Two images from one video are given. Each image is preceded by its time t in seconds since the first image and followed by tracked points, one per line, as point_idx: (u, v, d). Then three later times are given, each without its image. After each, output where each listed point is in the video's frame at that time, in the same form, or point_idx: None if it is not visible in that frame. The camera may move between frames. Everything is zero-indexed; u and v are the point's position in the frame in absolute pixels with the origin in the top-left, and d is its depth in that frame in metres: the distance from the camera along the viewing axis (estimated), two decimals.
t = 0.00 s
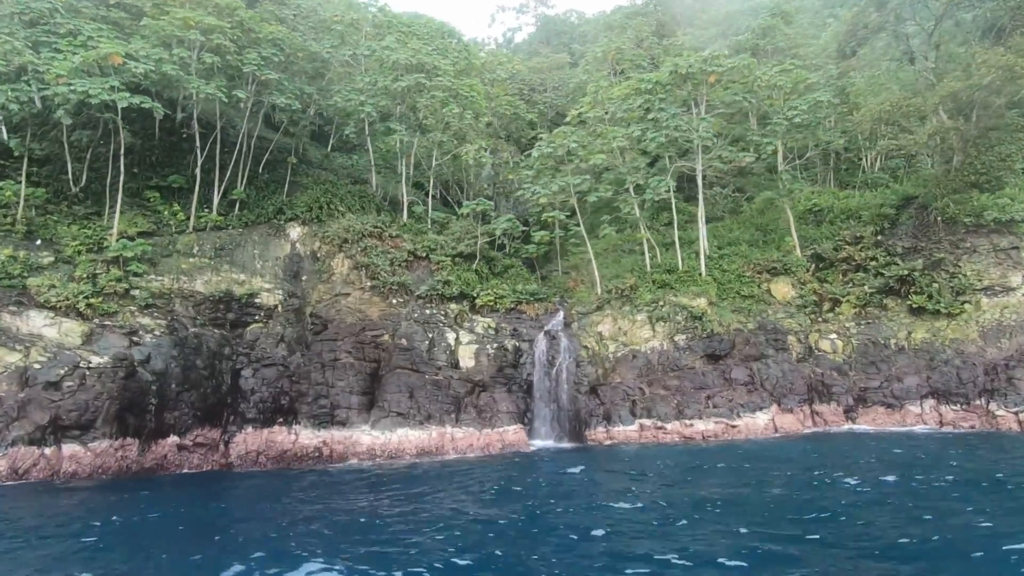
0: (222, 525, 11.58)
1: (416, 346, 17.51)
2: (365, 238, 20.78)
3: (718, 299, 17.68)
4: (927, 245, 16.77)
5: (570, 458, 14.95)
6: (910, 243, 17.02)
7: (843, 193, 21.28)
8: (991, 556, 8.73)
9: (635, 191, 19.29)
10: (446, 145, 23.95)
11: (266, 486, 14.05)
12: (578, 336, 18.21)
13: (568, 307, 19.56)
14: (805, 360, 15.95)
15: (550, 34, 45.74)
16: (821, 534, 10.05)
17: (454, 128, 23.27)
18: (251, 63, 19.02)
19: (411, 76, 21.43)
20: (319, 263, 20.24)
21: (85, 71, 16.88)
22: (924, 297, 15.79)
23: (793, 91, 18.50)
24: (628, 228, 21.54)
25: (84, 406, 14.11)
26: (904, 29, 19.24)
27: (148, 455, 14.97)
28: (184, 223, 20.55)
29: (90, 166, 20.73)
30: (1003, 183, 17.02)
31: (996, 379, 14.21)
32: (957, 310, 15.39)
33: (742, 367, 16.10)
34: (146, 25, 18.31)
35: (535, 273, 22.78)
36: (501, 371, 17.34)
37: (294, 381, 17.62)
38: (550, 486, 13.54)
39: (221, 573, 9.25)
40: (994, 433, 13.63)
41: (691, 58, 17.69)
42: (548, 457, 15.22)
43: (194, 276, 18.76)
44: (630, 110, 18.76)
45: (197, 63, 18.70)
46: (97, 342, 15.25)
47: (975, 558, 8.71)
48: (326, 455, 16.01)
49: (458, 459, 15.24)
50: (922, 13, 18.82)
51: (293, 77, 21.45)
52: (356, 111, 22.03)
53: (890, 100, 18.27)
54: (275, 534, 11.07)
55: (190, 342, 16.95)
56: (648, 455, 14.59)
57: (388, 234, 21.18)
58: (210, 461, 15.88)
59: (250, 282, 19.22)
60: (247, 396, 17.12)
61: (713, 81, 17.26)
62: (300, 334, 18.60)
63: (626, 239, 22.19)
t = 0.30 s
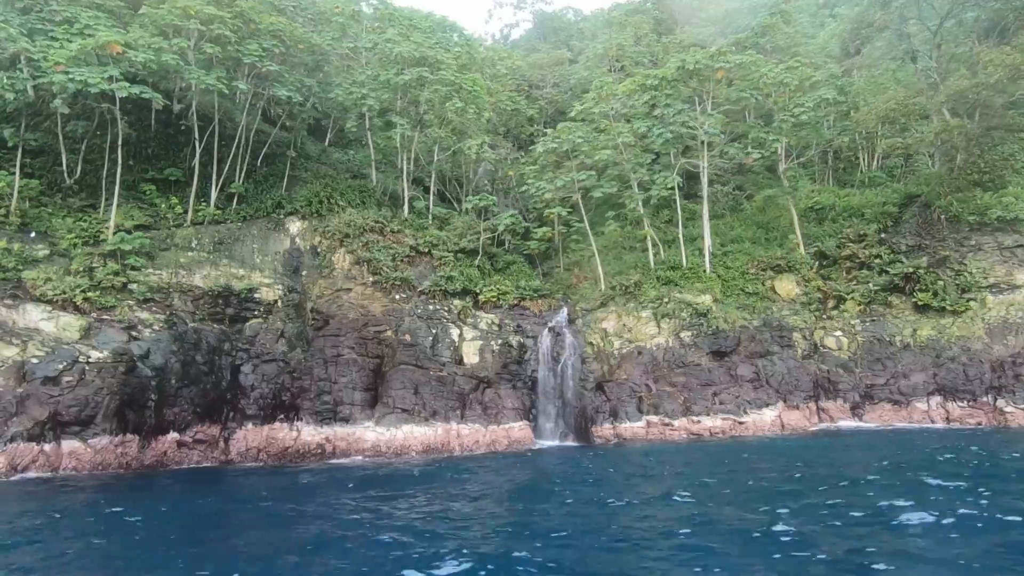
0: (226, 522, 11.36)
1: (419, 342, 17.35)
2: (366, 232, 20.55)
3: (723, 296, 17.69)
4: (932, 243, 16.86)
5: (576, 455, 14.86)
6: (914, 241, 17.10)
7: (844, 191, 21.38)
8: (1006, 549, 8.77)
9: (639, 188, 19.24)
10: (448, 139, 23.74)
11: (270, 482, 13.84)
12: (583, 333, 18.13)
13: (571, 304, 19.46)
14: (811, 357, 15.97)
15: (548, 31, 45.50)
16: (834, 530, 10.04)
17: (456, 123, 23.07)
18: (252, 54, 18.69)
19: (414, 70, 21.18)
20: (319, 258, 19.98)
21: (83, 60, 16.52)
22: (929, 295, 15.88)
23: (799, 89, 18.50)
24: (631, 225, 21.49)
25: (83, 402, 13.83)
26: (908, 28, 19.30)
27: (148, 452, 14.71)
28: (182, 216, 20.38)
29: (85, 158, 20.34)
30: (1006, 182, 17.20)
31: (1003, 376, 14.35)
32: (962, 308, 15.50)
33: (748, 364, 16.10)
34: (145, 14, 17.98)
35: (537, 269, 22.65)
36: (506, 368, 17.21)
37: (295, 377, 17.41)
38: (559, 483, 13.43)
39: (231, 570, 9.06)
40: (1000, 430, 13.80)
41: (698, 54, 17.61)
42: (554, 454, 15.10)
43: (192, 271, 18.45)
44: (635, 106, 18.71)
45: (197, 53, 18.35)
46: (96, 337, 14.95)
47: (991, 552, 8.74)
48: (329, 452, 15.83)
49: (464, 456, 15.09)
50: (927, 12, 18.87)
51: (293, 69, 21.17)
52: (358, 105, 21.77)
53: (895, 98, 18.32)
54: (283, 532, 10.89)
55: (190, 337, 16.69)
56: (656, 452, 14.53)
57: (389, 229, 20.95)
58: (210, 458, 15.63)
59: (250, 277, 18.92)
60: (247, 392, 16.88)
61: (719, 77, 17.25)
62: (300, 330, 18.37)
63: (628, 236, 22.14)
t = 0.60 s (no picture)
0: (241, 522, 11.19)
1: (430, 340, 17.22)
2: (373, 230, 20.39)
3: (733, 295, 17.64)
4: (944, 242, 16.88)
5: (590, 455, 14.76)
6: (926, 240, 17.11)
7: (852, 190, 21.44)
8: None
9: (648, 186, 19.18)
10: (454, 137, 23.61)
11: (282, 481, 13.68)
12: (594, 332, 17.98)
13: (581, 302, 19.36)
14: (823, 356, 15.94)
15: (548, 31, 45.41)
16: (858, 527, 10.01)
17: (464, 121, 22.94)
18: (259, 50, 18.52)
19: (422, 66, 21.03)
20: (325, 256, 19.80)
21: (91, 54, 16.36)
22: (943, 293, 15.89)
23: (809, 87, 18.45)
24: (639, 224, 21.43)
25: (93, 400, 13.62)
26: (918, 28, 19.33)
27: (157, 451, 14.54)
28: (187, 213, 20.18)
29: (88, 154, 20.11)
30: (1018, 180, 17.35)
31: (1019, 374, 14.43)
32: (977, 306, 15.54)
33: (760, 362, 16.06)
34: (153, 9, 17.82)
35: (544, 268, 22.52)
36: (517, 366, 17.09)
37: (303, 376, 17.26)
38: (574, 482, 13.31)
39: (251, 570, 8.91)
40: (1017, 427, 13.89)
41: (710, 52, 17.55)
42: (568, 454, 14.99)
43: (198, 268, 18.27)
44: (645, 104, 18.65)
45: (205, 49, 18.17)
46: (104, 334, 14.74)
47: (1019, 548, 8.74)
48: (339, 451, 15.69)
49: (477, 455, 14.97)
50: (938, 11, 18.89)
51: (301, 66, 21.02)
52: (366, 102, 21.62)
53: (907, 97, 18.31)
54: (300, 531, 10.74)
55: (197, 335, 16.50)
56: (671, 451, 14.44)
57: (396, 227, 20.79)
58: (218, 457, 15.53)
59: (256, 275, 18.74)
60: (255, 391, 16.71)
61: (731, 75, 17.21)
62: (308, 329, 18.21)
63: (636, 234, 22.07)
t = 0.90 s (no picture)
0: (274, 521, 11.15)
1: (455, 342, 17.13)
2: (396, 232, 20.37)
3: (761, 297, 17.37)
4: (980, 243, 16.64)
5: (619, 459, 14.57)
6: (960, 242, 16.86)
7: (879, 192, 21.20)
8: None
9: (673, 187, 19.02)
10: (476, 140, 23.59)
11: (311, 482, 13.64)
12: (620, 334, 17.69)
13: (605, 305, 19.17)
14: (856, 359, 15.66)
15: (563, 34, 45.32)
16: (905, 529, 9.78)
17: (485, 123, 22.92)
18: (286, 53, 18.64)
19: (446, 69, 21.04)
20: (348, 258, 19.78)
21: (122, 57, 16.59)
22: (980, 296, 15.64)
23: (838, 87, 18.20)
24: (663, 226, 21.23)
25: (125, 400, 13.65)
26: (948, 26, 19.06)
27: (186, 452, 14.61)
28: (213, 215, 20.34)
29: (116, 157, 20.32)
30: None
31: None
32: (1017, 308, 15.33)
33: (791, 366, 15.82)
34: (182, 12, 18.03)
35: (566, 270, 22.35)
36: (543, 369, 16.92)
37: (327, 378, 17.35)
38: (606, 485, 13.12)
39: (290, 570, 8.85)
40: None
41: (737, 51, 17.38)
42: (598, 459, 14.75)
43: (224, 270, 18.37)
44: (671, 105, 18.51)
45: (232, 52, 18.31)
46: (133, 335, 14.78)
47: None
48: (365, 454, 15.71)
49: (505, 459, 14.84)
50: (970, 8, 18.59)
51: (325, 69, 21.14)
52: (389, 105, 21.67)
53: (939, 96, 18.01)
54: (333, 531, 10.69)
55: (224, 336, 16.56)
56: (703, 455, 14.20)
57: (418, 229, 20.74)
58: (244, 457, 15.72)
59: (280, 277, 18.80)
60: (280, 393, 16.96)
61: (759, 75, 17.03)
62: (331, 331, 18.24)
63: (660, 237, 21.88)
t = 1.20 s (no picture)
0: (314, 515, 11.22)
1: (486, 340, 17.07)
2: (426, 231, 20.35)
3: (799, 295, 16.99)
4: None
5: (655, 459, 14.40)
6: (1009, 238, 16.33)
7: (919, 187, 20.65)
8: None
9: (706, 184, 18.73)
10: (503, 138, 23.50)
11: (348, 478, 13.70)
12: (653, 333, 17.43)
13: (636, 303, 18.94)
14: (900, 359, 15.27)
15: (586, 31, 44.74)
16: (964, 532, 9.46)
17: (513, 120, 22.83)
18: (318, 53, 18.76)
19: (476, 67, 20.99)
20: (378, 256, 19.84)
21: (161, 58, 16.87)
22: None
23: (878, 79, 17.72)
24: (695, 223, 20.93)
25: (167, 396, 13.27)
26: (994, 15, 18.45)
27: (223, 448, 14.90)
28: (245, 214, 20.54)
29: (151, 157, 20.68)
30: None
31: None
32: None
33: (832, 365, 15.46)
34: (217, 12, 18.28)
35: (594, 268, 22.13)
36: (576, 367, 16.75)
37: (359, 375, 17.45)
38: (643, 484, 12.96)
39: (334, 564, 8.87)
40: None
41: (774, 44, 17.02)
42: (633, 459, 14.56)
43: (257, 268, 18.57)
44: (704, 99, 18.22)
45: (266, 52, 18.49)
46: (172, 332, 14.93)
47: None
48: (398, 451, 15.82)
49: (540, 458, 14.73)
50: None
51: (355, 68, 21.25)
52: (418, 103, 21.71)
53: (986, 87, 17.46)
54: (372, 526, 10.72)
55: (258, 334, 16.76)
56: (742, 456, 13.96)
57: (448, 227, 20.69)
58: (278, 452, 16.03)
59: (311, 275, 18.94)
60: (312, 390, 17.10)
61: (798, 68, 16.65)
62: (362, 329, 18.30)
63: (691, 234, 21.57)
